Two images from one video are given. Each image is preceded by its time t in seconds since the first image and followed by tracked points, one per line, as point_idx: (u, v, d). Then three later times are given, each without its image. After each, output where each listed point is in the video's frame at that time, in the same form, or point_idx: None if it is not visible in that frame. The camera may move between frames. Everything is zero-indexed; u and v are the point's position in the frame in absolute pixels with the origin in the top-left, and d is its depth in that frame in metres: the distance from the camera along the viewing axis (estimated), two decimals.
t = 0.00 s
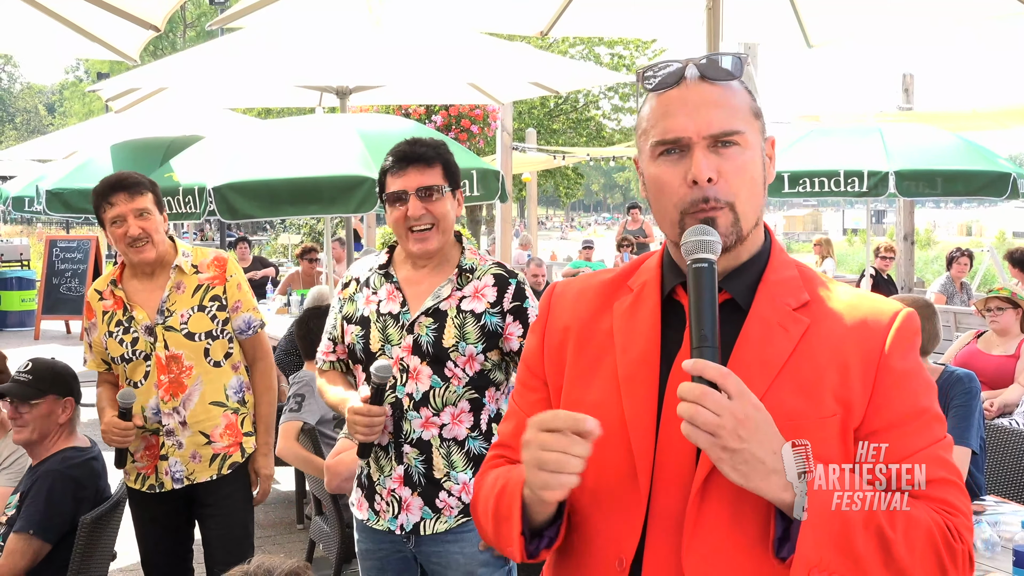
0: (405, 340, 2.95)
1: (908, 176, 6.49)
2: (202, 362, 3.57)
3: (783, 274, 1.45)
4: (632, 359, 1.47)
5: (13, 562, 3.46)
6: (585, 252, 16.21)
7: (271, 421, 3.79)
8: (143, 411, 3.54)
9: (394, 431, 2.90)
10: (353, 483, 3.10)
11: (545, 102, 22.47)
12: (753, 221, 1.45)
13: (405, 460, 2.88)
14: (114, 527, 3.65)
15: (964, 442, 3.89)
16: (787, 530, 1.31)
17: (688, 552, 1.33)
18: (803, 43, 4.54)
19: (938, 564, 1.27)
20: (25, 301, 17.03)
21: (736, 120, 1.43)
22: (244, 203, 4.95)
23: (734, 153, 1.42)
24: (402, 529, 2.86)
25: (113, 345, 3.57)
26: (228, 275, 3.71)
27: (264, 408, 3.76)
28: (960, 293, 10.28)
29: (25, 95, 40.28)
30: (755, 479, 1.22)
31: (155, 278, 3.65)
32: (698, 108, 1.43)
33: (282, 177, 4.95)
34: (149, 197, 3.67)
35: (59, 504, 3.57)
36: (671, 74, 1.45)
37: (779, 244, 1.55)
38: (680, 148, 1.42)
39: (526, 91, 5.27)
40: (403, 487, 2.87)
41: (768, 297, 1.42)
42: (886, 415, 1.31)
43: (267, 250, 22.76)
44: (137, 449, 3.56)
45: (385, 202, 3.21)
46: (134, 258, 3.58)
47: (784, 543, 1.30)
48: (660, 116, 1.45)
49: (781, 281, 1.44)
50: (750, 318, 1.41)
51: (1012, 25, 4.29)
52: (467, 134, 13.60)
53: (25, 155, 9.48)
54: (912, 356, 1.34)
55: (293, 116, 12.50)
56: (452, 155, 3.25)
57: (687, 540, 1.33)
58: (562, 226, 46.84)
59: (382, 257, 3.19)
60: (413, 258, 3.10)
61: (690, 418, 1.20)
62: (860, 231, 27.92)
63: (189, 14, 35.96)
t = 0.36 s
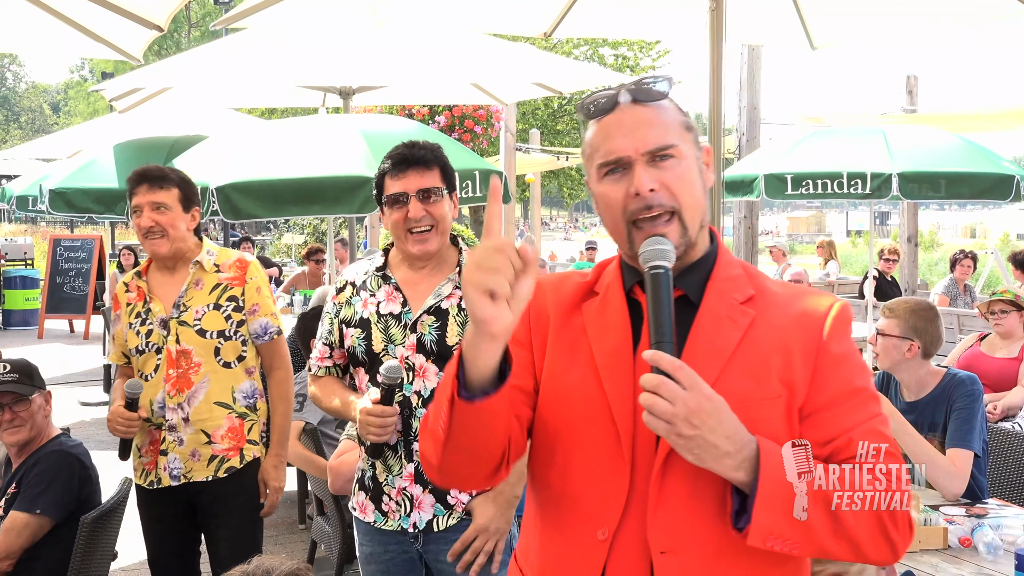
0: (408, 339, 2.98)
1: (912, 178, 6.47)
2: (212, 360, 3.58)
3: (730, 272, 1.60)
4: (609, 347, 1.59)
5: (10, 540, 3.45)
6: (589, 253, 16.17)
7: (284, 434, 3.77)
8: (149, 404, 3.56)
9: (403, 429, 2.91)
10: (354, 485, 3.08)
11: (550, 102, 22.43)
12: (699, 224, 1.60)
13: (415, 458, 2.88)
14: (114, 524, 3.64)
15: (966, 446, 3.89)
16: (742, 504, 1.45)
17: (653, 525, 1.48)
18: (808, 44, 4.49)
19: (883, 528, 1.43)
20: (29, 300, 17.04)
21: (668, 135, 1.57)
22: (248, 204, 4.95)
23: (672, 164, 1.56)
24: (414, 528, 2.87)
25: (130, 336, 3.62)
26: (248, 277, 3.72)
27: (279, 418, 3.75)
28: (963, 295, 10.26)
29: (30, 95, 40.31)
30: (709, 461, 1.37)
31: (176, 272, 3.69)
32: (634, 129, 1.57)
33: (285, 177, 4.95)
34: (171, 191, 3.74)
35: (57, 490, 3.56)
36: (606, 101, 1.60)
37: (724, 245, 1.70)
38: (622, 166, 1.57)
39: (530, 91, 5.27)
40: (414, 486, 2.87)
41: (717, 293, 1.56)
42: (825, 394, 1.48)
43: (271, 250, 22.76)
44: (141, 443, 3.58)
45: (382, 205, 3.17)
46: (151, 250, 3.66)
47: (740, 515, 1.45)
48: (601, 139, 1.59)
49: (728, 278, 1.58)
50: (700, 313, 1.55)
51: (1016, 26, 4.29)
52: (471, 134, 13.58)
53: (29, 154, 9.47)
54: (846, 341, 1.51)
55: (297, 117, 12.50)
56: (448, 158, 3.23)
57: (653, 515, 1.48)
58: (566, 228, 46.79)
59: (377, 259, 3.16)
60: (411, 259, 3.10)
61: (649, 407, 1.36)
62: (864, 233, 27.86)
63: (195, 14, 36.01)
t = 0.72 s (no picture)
0: (420, 339, 2.98)
1: (927, 180, 6.42)
2: (256, 359, 3.63)
3: (705, 270, 1.64)
4: (600, 338, 1.63)
5: (21, 543, 3.46)
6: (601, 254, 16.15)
7: (323, 438, 3.69)
8: (193, 400, 3.61)
9: (410, 429, 2.90)
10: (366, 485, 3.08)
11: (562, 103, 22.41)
12: (669, 228, 1.65)
13: (422, 458, 2.87)
14: (124, 521, 3.63)
15: (980, 450, 3.85)
16: (719, 489, 1.49)
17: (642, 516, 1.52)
18: (821, 46, 4.46)
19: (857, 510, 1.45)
20: (44, 298, 17.15)
21: (634, 148, 1.61)
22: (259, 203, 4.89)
23: (639, 175, 1.60)
24: (422, 528, 2.86)
25: (177, 331, 3.68)
26: (296, 279, 3.76)
27: (318, 422, 3.67)
28: (977, 297, 10.20)
29: (45, 94, 40.56)
30: (687, 451, 1.39)
31: (225, 269, 3.78)
32: (602, 142, 1.62)
33: (298, 175, 4.94)
34: (227, 188, 3.82)
35: (66, 492, 3.57)
36: (575, 117, 1.66)
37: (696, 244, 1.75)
38: (592, 179, 1.62)
39: (542, 92, 5.27)
40: (422, 485, 2.87)
41: (693, 292, 1.61)
42: (796, 383, 1.53)
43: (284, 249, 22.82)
44: (183, 439, 3.61)
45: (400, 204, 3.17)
46: (202, 245, 3.75)
47: (717, 500, 1.48)
48: (573, 154, 1.64)
49: (704, 277, 1.63)
50: (677, 313, 1.60)
51: None
52: (483, 135, 13.59)
53: (44, 153, 9.52)
54: (817, 332, 1.57)
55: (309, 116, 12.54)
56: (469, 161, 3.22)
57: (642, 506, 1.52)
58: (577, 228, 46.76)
59: (394, 258, 3.17)
60: (426, 259, 3.10)
61: (627, 405, 1.37)
62: (877, 235, 27.73)
63: (209, 13, 36.17)
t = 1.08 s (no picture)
0: (433, 345, 2.98)
1: (936, 182, 6.40)
2: (296, 365, 3.65)
3: (709, 271, 1.63)
4: (607, 333, 1.62)
5: (30, 548, 3.47)
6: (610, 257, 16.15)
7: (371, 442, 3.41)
8: (233, 405, 3.65)
9: (424, 435, 2.91)
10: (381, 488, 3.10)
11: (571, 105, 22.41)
12: (670, 229, 1.64)
13: (438, 464, 2.87)
14: (133, 527, 3.62)
15: (989, 452, 3.84)
16: (717, 483, 1.48)
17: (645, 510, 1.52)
18: (830, 47, 4.45)
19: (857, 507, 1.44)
20: (54, 299, 17.23)
21: (634, 151, 1.61)
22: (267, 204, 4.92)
23: (638, 178, 1.60)
24: (440, 533, 2.85)
25: (217, 336, 3.73)
26: (336, 284, 3.76)
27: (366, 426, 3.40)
28: (986, 300, 10.17)
29: (55, 97, 40.66)
30: (685, 444, 1.38)
31: (266, 274, 3.80)
32: (601, 148, 1.62)
33: (305, 178, 4.95)
34: (270, 194, 3.85)
35: (77, 496, 3.56)
36: (576, 122, 1.65)
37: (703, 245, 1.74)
38: (593, 183, 1.62)
39: (553, 94, 5.28)
40: (438, 490, 2.87)
41: (697, 292, 1.60)
42: (796, 381, 1.53)
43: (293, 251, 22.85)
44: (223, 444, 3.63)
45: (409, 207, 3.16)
46: (248, 251, 3.75)
47: (715, 493, 1.48)
48: (575, 157, 1.64)
49: (707, 277, 1.62)
50: (681, 313, 1.59)
51: None
52: (492, 137, 13.58)
53: (55, 155, 9.56)
54: (817, 331, 1.56)
55: (319, 118, 12.56)
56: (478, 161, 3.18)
57: (644, 499, 1.52)
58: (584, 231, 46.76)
59: (405, 261, 3.16)
60: (435, 262, 3.08)
61: (625, 399, 1.35)
62: (887, 238, 27.67)
63: (218, 16, 36.25)
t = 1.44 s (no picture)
0: (439, 346, 3.00)
1: (940, 181, 6.40)
2: (307, 366, 3.66)
3: (707, 270, 1.62)
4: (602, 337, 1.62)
5: (33, 550, 3.47)
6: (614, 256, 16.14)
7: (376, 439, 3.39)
8: (244, 405, 3.65)
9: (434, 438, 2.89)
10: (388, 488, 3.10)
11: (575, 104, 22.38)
12: (672, 226, 1.64)
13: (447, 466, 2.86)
14: (135, 528, 3.63)
15: (994, 452, 3.85)
16: (718, 473, 1.48)
17: (645, 505, 1.52)
18: (834, 47, 4.44)
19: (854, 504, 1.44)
20: (58, 298, 17.26)
21: (642, 147, 1.61)
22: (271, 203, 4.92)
23: (645, 174, 1.60)
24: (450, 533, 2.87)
25: (227, 335, 3.74)
26: (347, 283, 3.79)
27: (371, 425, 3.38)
28: (990, 299, 10.16)
29: (59, 95, 40.66)
30: (688, 433, 1.38)
31: (276, 274, 3.80)
32: (609, 142, 1.61)
33: (308, 177, 4.95)
34: (281, 194, 3.83)
35: (80, 498, 3.57)
36: (586, 116, 1.65)
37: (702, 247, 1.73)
38: (599, 176, 1.61)
39: (556, 93, 5.29)
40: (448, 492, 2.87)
41: (695, 291, 1.59)
42: (795, 379, 1.52)
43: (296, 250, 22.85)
44: (232, 442, 3.64)
45: (410, 208, 3.15)
46: (259, 252, 3.75)
47: (716, 483, 1.47)
48: (583, 149, 1.63)
49: (705, 276, 1.61)
50: (680, 312, 1.58)
51: None
52: (496, 135, 13.56)
53: (58, 154, 9.56)
54: (815, 331, 1.55)
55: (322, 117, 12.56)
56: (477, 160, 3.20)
57: (644, 495, 1.52)
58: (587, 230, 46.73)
59: (407, 262, 3.17)
60: (440, 262, 3.08)
61: (630, 387, 1.35)
62: (891, 237, 27.64)
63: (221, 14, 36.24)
